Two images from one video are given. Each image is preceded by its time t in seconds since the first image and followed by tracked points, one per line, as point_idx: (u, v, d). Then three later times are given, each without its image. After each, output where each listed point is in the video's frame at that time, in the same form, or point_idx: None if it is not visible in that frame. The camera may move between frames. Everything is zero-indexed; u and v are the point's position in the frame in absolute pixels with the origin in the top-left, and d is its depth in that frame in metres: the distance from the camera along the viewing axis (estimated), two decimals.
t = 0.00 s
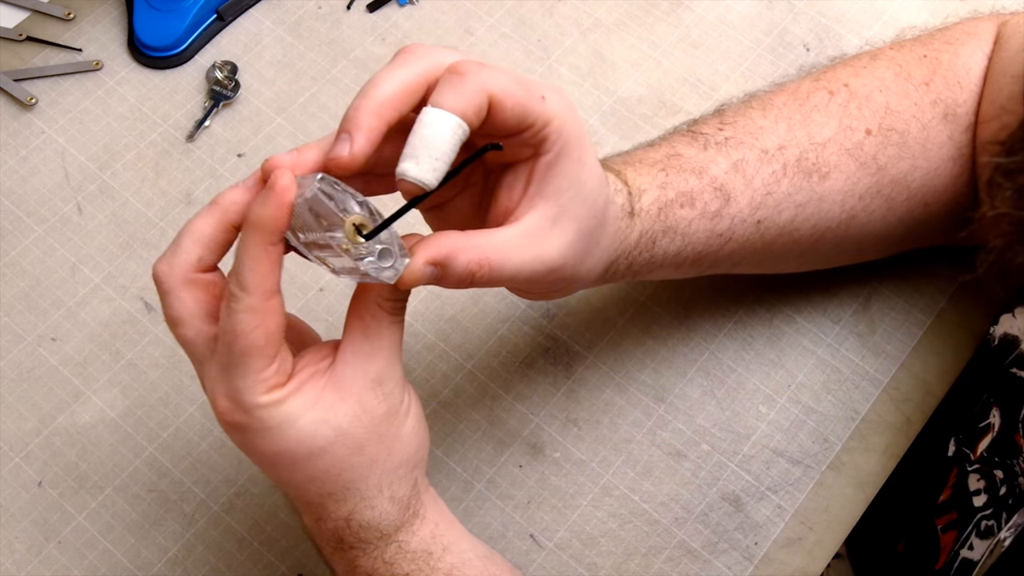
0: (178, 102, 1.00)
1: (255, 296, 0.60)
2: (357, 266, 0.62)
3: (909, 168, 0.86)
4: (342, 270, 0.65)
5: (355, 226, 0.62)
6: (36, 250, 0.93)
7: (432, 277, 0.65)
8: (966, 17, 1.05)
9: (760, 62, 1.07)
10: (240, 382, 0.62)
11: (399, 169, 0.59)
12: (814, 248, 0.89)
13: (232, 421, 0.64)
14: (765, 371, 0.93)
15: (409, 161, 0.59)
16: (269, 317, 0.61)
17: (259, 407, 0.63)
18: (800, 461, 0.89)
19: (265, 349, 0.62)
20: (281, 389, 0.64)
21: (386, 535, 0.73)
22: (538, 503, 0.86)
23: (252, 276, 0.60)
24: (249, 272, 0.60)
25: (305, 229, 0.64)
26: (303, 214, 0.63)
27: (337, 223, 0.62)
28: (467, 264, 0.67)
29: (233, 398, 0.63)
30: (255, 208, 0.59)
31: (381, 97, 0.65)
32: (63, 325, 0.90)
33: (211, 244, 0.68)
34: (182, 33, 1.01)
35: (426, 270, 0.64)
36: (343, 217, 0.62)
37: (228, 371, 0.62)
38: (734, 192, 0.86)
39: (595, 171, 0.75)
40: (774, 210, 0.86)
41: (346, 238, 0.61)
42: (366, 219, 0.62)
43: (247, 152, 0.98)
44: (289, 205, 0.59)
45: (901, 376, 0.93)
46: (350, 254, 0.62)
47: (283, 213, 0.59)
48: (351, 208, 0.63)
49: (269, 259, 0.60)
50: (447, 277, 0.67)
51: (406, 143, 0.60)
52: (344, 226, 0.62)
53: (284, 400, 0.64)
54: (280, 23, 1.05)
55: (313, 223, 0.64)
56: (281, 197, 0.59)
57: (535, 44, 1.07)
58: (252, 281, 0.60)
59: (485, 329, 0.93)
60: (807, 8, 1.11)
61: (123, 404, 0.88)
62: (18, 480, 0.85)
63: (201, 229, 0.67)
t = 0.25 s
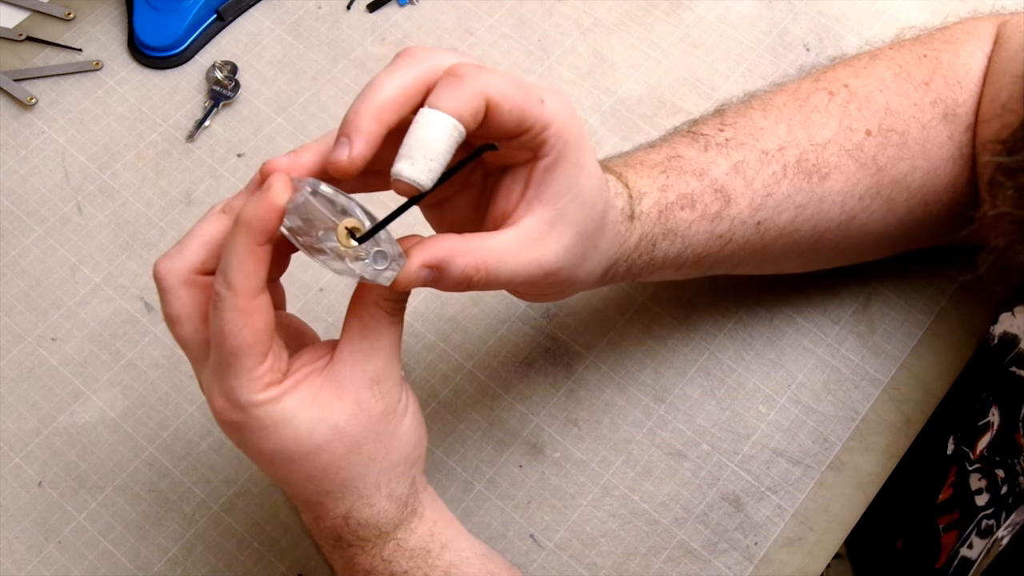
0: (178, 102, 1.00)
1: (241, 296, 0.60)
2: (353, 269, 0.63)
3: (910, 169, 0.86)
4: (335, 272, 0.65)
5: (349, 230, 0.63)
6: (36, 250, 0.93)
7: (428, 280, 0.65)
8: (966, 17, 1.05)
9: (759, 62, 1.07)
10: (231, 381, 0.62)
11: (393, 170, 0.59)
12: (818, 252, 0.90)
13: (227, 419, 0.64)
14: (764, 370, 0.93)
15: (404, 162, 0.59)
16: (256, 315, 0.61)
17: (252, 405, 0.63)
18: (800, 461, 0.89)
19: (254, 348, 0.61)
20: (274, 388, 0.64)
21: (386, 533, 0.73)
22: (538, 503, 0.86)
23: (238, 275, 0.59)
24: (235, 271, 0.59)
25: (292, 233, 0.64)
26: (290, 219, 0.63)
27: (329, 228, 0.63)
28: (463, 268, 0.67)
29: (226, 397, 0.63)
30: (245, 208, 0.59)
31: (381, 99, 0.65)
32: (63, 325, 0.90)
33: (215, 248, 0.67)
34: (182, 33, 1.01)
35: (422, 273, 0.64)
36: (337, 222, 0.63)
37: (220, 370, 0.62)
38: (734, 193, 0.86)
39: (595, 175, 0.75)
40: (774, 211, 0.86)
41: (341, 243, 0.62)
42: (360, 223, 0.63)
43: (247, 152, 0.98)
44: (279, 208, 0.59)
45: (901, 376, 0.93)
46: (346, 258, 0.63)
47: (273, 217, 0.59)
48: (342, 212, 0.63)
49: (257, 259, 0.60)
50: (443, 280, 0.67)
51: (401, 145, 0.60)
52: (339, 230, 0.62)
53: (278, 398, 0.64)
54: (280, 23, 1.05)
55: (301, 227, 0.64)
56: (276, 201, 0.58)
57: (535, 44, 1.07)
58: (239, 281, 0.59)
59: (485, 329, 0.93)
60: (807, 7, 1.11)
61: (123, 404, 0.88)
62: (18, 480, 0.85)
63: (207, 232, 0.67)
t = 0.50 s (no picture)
0: (178, 102, 1.00)
1: (239, 296, 0.60)
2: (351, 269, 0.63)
3: (910, 168, 0.86)
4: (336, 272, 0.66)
5: (346, 229, 0.63)
6: (36, 250, 0.93)
7: (426, 279, 0.65)
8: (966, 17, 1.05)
9: (759, 62, 1.07)
10: (231, 382, 0.62)
11: (396, 182, 0.60)
12: (818, 247, 0.89)
13: (226, 420, 0.64)
14: (764, 370, 0.93)
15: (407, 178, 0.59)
16: (256, 316, 0.61)
17: (252, 405, 0.63)
18: (800, 461, 0.89)
19: (253, 348, 0.61)
20: (274, 388, 0.64)
21: (385, 532, 0.73)
22: (538, 503, 0.86)
23: (235, 275, 0.59)
24: (232, 271, 0.59)
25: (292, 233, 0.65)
26: (288, 220, 0.64)
27: (326, 229, 0.63)
28: (462, 266, 0.66)
29: (226, 398, 0.63)
30: (242, 209, 0.59)
31: (381, 100, 0.65)
32: (63, 325, 0.90)
33: (215, 249, 0.67)
34: (182, 33, 1.01)
35: (421, 272, 0.64)
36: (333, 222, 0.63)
37: (219, 370, 0.62)
38: (736, 190, 0.86)
39: (595, 173, 0.75)
40: (777, 209, 0.86)
41: (337, 243, 0.63)
42: (358, 223, 0.63)
43: (247, 152, 0.98)
44: (276, 209, 0.59)
45: (901, 376, 0.93)
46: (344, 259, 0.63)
47: (270, 218, 0.59)
48: (340, 213, 0.64)
49: (256, 259, 0.60)
50: (441, 278, 0.67)
51: (406, 156, 0.60)
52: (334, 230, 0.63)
53: (278, 398, 0.64)
54: (280, 23, 1.05)
55: (299, 227, 0.64)
56: (271, 203, 0.58)
57: (535, 44, 1.07)
58: (236, 281, 0.59)
59: (485, 329, 0.93)
60: (807, 7, 1.11)
61: (123, 404, 0.88)
62: (18, 480, 0.85)
63: (207, 233, 0.67)
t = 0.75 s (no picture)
0: (178, 102, 1.00)
1: (239, 296, 0.60)
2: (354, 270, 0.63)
3: (911, 169, 0.86)
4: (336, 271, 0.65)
5: (348, 231, 0.63)
6: (36, 250, 0.93)
7: (427, 280, 0.65)
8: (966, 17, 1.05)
9: (759, 62, 1.07)
10: (231, 382, 0.62)
11: (395, 181, 0.60)
12: (818, 247, 0.89)
13: (226, 421, 0.64)
14: (764, 370, 0.93)
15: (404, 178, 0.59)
16: (256, 316, 0.61)
17: (252, 406, 0.63)
18: (800, 461, 0.89)
19: (253, 349, 0.61)
20: (274, 389, 0.64)
21: (386, 533, 0.73)
22: (538, 503, 0.86)
23: (235, 275, 0.59)
24: (233, 271, 0.59)
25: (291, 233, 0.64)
26: (289, 221, 0.63)
27: (328, 230, 0.63)
28: (463, 267, 0.66)
29: (226, 398, 0.63)
30: (243, 209, 0.59)
31: (379, 104, 0.65)
32: (63, 325, 0.90)
33: (215, 250, 0.67)
34: (182, 33, 1.01)
35: (421, 273, 0.64)
36: (334, 223, 0.63)
37: (219, 370, 0.62)
38: (736, 191, 0.86)
39: (595, 173, 0.75)
40: (778, 211, 0.86)
41: (340, 244, 0.62)
42: (360, 224, 0.63)
43: (247, 152, 0.98)
44: (277, 209, 0.59)
45: (901, 376, 0.93)
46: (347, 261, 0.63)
47: (271, 218, 0.59)
48: (341, 213, 0.63)
49: (256, 260, 0.60)
50: (442, 280, 0.67)
51: (405, 155, 0.60)
52: (336, 231, 0.63)
53: (278, 399, 0.64)
54: (280, 23, 1.05)
55: (298, 228, 0.63)
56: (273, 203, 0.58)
57: (535, 44, 1.07)
58: (237, 281, 0.59)
59: (485, 329, 0.93)
60: (807, 7, 1.11)
61: (123, 404, 0.88)
62: (18, 480, 0.85)
63: (207, 233, 0.67)
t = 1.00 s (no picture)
0: (178, 102, 1.00)
1: (239, 298, 0.60)
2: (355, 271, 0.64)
3: (912, 169, 0.86)
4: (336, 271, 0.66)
5: (348, 233, 0.63)
6: (36, 250, 0.93)
7: (428, 282, 0.65)
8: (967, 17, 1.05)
9: (760, 62, 1.07)
10: (232, 383, 0.62)
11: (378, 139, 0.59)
12: (820, 247, 0.89)
13: (227, 422, 0.64)
14: (764, 370, 0.93)
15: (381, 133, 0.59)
16: (256, 318, 0.61)
17: (252, 407, 0.63)
18: (800, 461, 0.89)
19: (253, 350, 0.62)
20: (274, 390, 0.64)
21: (386, 533, 0.73)
22: (538, 503, 0.86)
23: (235, 277, 0.59)
24: (233, 273, 0.59)
25: (291, 234, 0.64)
26: (289, 222, 0.63)
27: (328, 231, 0.63)
28: (464, 268, 0.66)
29: (226, 399, 0.63)
30: (243, 211, 0.59)
31: (375, 103, 0.65)
32: (63, 325, 0.90)
33: (215, 251, 0.67)
34: (182, 33, 1.01)
35: (422, 275, 0.64)
36: (334, 225, 0.63)
37: (220, 372, 0.62)
38: (738, 191, 0.86)
39: (595, 172, 0.74)
40: (779, 211, 0.86)
41: (341, 245, 0.63)
42: (360, 224, 0.64)
43: (247, 152, 0.98)
44: (277, 211, 0.59)
45: (901, 376, 0.93)
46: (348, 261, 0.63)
47: (271, 220, 0.59)
48: (341, 214, 0.64)
49: (256, 262, 0.60)
50: (444, 281, 0.67)
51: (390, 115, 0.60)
52: (336, 233, 0.63)
53: (278, 400, 0.64)
54: (280, 23, 1.05)
55: (298, 229, 0.64)
56: (272, 206, 0.58)
57: (535, 44, 1.07)
58: (237, 283, 0.59)
59: (485, 329, 0.93)
60: (807, 8, 1.11)
61: (123, 404, 0.88)
62: (18, 480, 0.85)
63: (207, 235, 0.67)
